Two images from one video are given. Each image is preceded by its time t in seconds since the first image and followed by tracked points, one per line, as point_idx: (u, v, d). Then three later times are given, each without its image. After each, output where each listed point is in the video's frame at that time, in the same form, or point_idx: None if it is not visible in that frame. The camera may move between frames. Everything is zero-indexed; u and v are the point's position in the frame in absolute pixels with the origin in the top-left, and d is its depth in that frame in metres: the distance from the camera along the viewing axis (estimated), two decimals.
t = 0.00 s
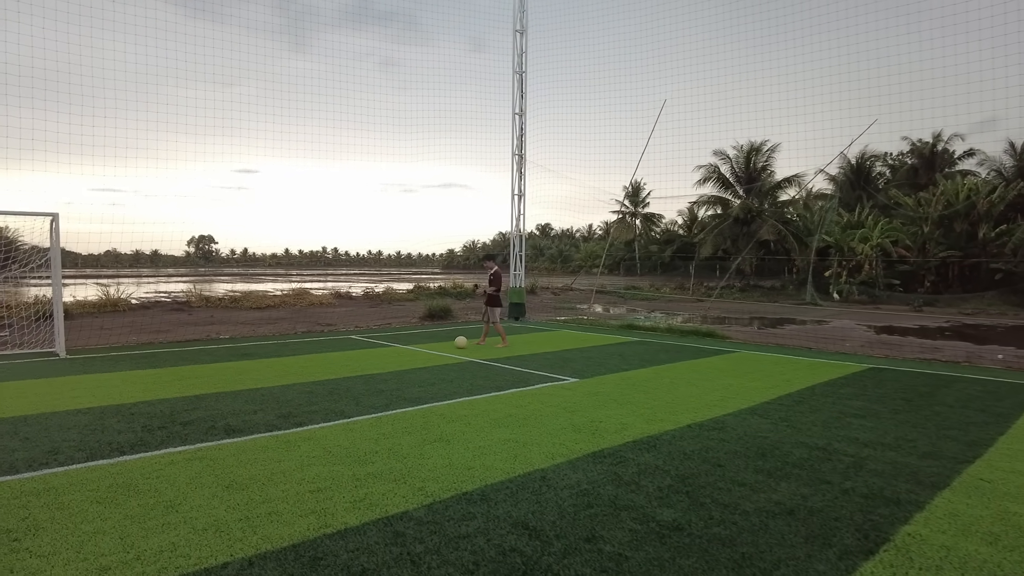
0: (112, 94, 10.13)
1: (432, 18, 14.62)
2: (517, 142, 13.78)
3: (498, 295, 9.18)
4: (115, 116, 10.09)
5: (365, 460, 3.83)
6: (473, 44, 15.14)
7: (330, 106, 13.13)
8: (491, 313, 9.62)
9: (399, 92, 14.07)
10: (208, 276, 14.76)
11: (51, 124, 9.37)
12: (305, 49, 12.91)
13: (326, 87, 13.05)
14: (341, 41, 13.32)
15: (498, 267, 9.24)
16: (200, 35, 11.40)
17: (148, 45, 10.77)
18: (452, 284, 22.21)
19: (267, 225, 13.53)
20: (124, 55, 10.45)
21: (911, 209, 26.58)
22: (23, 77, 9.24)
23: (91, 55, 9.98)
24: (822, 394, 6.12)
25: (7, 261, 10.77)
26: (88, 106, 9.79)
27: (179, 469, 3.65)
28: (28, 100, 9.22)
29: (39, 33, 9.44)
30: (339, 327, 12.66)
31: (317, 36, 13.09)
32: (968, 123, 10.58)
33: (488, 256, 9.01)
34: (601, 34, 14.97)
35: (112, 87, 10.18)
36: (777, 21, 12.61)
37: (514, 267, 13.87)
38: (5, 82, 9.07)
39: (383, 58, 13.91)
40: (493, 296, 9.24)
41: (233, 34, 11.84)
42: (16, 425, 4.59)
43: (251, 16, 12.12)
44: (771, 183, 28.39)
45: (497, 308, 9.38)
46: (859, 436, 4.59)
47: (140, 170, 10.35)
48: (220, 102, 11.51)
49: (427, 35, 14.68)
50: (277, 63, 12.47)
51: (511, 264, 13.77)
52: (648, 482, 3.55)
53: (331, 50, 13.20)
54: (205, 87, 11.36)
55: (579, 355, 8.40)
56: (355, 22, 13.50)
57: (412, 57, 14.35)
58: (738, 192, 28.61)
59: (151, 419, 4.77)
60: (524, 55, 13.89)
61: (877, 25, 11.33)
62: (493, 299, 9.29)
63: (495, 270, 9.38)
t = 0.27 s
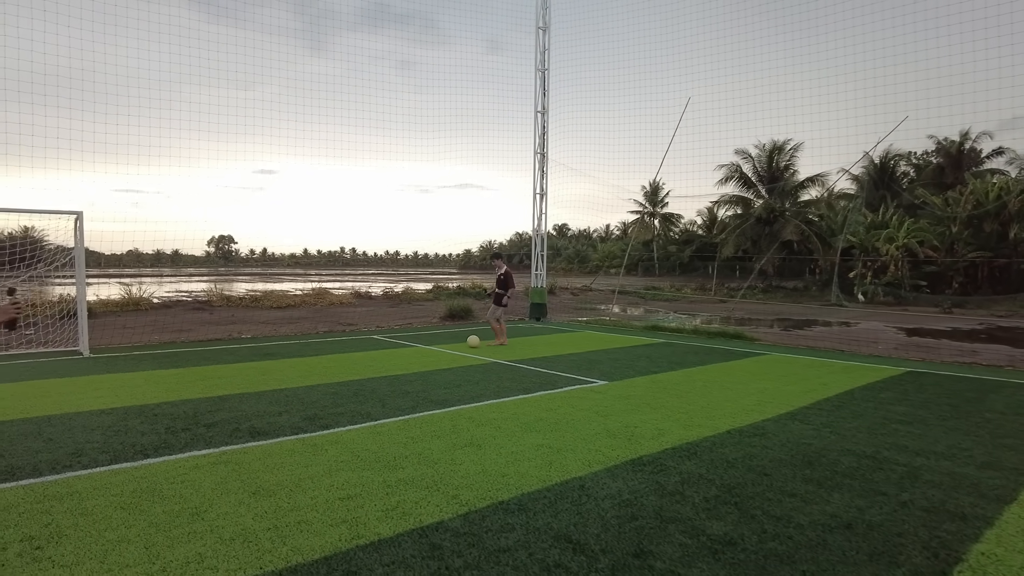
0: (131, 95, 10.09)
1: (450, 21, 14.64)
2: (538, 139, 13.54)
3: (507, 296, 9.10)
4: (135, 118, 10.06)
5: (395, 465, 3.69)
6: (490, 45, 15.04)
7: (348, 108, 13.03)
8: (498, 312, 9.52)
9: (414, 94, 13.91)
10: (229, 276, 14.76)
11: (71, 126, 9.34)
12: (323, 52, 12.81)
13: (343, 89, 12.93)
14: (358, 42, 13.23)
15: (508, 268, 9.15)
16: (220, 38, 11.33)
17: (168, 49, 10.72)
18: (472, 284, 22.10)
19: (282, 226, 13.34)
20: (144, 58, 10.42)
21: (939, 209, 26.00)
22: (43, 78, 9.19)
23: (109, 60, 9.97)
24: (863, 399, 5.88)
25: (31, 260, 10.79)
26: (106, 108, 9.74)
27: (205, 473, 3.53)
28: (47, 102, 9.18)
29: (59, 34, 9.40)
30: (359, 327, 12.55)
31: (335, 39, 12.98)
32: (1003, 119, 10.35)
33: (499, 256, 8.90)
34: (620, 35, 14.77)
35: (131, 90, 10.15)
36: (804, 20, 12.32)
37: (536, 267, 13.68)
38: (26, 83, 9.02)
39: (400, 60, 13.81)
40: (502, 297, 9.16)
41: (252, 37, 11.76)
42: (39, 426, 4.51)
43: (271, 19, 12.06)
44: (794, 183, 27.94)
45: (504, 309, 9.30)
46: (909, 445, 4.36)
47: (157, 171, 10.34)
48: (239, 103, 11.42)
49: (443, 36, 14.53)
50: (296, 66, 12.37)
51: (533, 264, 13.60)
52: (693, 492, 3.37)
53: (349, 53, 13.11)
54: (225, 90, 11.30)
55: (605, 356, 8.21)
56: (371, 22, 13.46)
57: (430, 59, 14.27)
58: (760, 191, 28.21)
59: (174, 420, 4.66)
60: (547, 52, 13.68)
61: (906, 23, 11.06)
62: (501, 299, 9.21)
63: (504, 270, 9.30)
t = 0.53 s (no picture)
0: (148, 97, 10.00)
1: (467, 24, 14.36)
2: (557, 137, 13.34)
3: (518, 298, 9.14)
4: (152, 120, 9.99)
5: (424, 474, 3.55)
6: (506, 44, 14.76)
7: (366, 110, 12.83)
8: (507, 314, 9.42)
9: (428, 97, 13.70)
10: (248, 277, 14.76)
11: (88, 129, 9.28)
12: (339, 53, 12.59)
13: (360, 91, 12.74)
14: (374, 44, 13.10)
15: (518, 270, 9.18)
16: (237, 41, 11.23)
17: (186, 52, 10.59)
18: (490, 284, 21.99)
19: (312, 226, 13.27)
20: (161, 61, 10.29)
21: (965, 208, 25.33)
22: (60, 80, 9.12)
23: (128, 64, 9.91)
24: (903, 404, 5.64)
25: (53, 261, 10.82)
26: (122, 110, 9.68)
27: (227, 482, 3.41)
28: (64, 103, 9.09)
29: (76, 37, 9.35)
30: (377, 328, 12.47)
31: (352, 41, 12.82)
32: None
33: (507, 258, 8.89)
34: (641, 32, 14.50)
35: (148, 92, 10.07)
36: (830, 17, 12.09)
37: (556, 268, 13.50)
38: (43, 86, 8.95)
39: (416, 62, 13.63)
40: (513, 299, 9.20)
41: (269, 40, 11.65)
42: (59, 430, 4.42)
43: (288, 21, 11.94)
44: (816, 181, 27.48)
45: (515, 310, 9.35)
46: (960, 455, 4.13)
47: (174, 172, 10.28)
48: (256, 105, 11.33)
49: (459, 37, 14.27)
50: (313, 69, 12.19)
51: (552, 264, 13.43)
52: (738, 506, 3.20)
53: (366, 55, 12.95)
54: (244, 92, 11.23)
55: (631, 359, 8.01)
56: (388, 23, 13.31)
57: (446, 61, 14.00)
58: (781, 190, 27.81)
59: (195, 425, 4.55)
60: (568, 50, 13.46)
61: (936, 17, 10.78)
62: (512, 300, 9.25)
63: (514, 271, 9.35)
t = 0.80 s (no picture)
0: (157, 99, 9.95)
1: (478, 22, 14.09)
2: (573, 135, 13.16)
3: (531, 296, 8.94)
4: (163, 121, 9.96)
5: (448, 479, 3.40)
6: (518, 43, 14.40)
7: (377, 110, 12.67)
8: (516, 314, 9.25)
9: (441, 95, 13.49)
10: (261, 276, 14.73)
11: (100, 131, 9.22)
12: (353, 52, 12.42)
13: (373, 89, 12.60)
14: (384, 43, 12.92)
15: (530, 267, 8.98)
16: (250, 41, 11.07)
17: (199, 51, 10.45)
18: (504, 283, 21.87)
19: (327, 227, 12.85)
20: (172, 61, 10.18)
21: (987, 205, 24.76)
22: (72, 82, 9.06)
23: (137, 67, 9.81)
24: (941, 407, 5.42)
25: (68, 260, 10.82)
26: (134, 112, 9.64)
27: (245, 487, 3.27)
28: (77, 105, 9.02)
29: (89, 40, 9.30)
30: (392, 327, 12.36)
31: (365, 40, 12.64)
32: None
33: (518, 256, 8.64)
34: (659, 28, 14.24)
35: (158, 94, 9.99)
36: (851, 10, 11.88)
37: (572, 265, 13.30)
38: (56, 89, 8.88)
39: (428, 60, 13.48)
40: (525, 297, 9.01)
41: (280, 40, 11.49)
42: (74, 431, 4.32)
43: (298, 20, 11.77)
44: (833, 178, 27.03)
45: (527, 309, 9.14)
46: (1010, 461, 3.92)
47: (193, 174, 10.18)
48: (267, 105, 11.19)
49: (470, 36, 14.02)
50: (323, 68, 11.98)
51: (568, 262, 13.23)
52: (782, 515, 3.02)
53: (379, 53, 12.79)
54: (257, 92, 11.12)
55: (652, 359, 7.83)
56: (397, 23, 13.14)
57: (456, 58, 13.83)
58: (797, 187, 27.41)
59: (210, 427, 4.43)
60: (584, 45, 13.27)
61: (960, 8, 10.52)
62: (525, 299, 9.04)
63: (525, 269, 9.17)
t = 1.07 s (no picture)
0: (168, 98, 9.82)
1: (484, 19, 13.77)
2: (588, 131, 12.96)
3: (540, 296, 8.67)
4: (172, 123, 9.79)
5: (471, 490, 3.24)
6: (526, 42, 14.21)
7: (384, 110, 12.52)
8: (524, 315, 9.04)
9: (449, 94, 13.36)
10: (271, 276, 14.64)
11: (110, 130, 9.08)
12: (361, 52, 12.33)
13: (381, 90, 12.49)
14: (391, 44, 12.77)
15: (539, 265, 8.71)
16: (259, 42, 10.98)
17: (207, 51, 10.34)
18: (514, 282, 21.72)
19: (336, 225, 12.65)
20: (179, 60, 10.03)
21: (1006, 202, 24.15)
22: (81, 82, 8.95)
23: (145, 71, 9.68)
24: (977, 412, 5.21)
25: (77, 260, 10.75)
26: (143, 112, 9.51)
27: (259, 498, 3.13)
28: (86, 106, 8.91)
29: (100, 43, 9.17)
30: (403, 327, 12.22)
31: (373, 40, 12.52)
32: None
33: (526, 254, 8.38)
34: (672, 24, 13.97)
35: (168, 93, 9.86)
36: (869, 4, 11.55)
37: (585, 264, 13.13)
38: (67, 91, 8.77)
39: (435, 59, 13.35)
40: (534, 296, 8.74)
41: (286, 40, 11.35)
42: (83, 436, 4.20)
43: (305, 20, 11.59)
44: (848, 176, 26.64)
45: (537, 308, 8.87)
46: None
47: (202, 171, 10.06)
48: (274, 105, 11.04)
49: (479, 35, 13.75)
50: (329, 68, 11.83)
51: (582, 262, 13.06)
52: (828, 530, 2.84)
53: (386, 54, 12.67)
54: (265, 92, 10.98)
55: (671, 361, 7.65)
56: (405, 23, 12.94)
57: (463, 58, 13.58)
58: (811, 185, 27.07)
59: (222, 432, 4.29)
60: (598, 41, 13.08)
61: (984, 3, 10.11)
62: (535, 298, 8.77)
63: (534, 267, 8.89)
